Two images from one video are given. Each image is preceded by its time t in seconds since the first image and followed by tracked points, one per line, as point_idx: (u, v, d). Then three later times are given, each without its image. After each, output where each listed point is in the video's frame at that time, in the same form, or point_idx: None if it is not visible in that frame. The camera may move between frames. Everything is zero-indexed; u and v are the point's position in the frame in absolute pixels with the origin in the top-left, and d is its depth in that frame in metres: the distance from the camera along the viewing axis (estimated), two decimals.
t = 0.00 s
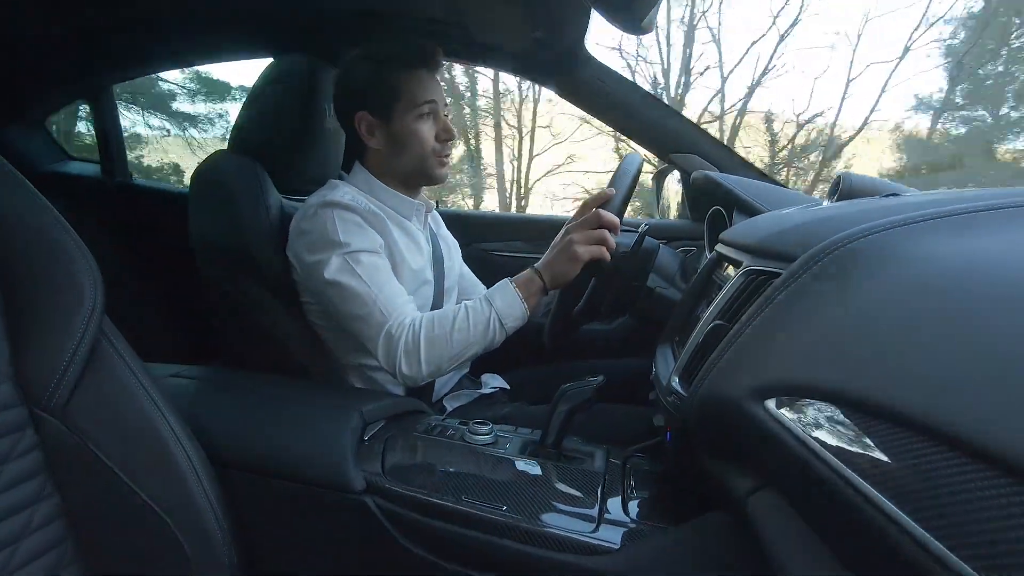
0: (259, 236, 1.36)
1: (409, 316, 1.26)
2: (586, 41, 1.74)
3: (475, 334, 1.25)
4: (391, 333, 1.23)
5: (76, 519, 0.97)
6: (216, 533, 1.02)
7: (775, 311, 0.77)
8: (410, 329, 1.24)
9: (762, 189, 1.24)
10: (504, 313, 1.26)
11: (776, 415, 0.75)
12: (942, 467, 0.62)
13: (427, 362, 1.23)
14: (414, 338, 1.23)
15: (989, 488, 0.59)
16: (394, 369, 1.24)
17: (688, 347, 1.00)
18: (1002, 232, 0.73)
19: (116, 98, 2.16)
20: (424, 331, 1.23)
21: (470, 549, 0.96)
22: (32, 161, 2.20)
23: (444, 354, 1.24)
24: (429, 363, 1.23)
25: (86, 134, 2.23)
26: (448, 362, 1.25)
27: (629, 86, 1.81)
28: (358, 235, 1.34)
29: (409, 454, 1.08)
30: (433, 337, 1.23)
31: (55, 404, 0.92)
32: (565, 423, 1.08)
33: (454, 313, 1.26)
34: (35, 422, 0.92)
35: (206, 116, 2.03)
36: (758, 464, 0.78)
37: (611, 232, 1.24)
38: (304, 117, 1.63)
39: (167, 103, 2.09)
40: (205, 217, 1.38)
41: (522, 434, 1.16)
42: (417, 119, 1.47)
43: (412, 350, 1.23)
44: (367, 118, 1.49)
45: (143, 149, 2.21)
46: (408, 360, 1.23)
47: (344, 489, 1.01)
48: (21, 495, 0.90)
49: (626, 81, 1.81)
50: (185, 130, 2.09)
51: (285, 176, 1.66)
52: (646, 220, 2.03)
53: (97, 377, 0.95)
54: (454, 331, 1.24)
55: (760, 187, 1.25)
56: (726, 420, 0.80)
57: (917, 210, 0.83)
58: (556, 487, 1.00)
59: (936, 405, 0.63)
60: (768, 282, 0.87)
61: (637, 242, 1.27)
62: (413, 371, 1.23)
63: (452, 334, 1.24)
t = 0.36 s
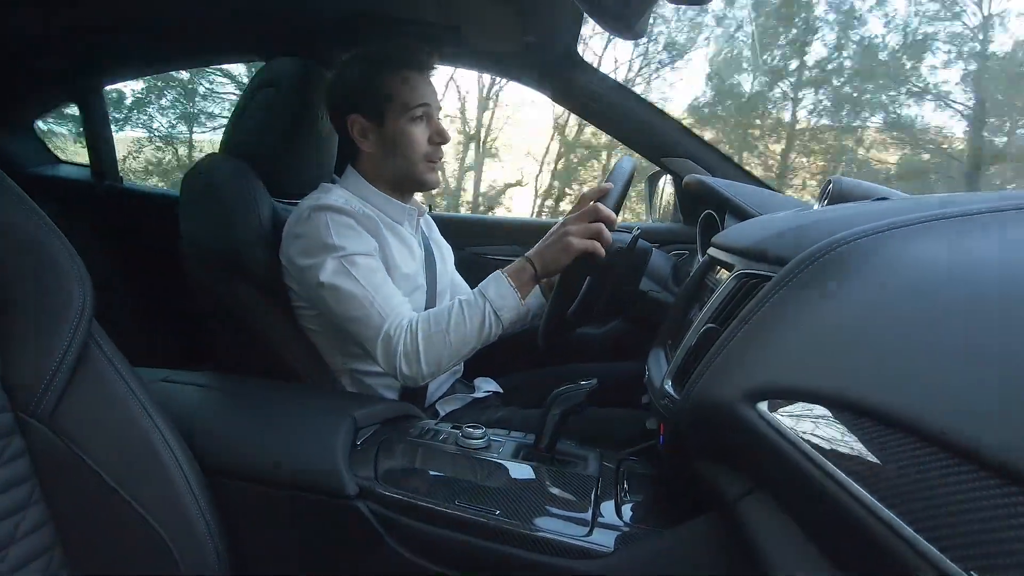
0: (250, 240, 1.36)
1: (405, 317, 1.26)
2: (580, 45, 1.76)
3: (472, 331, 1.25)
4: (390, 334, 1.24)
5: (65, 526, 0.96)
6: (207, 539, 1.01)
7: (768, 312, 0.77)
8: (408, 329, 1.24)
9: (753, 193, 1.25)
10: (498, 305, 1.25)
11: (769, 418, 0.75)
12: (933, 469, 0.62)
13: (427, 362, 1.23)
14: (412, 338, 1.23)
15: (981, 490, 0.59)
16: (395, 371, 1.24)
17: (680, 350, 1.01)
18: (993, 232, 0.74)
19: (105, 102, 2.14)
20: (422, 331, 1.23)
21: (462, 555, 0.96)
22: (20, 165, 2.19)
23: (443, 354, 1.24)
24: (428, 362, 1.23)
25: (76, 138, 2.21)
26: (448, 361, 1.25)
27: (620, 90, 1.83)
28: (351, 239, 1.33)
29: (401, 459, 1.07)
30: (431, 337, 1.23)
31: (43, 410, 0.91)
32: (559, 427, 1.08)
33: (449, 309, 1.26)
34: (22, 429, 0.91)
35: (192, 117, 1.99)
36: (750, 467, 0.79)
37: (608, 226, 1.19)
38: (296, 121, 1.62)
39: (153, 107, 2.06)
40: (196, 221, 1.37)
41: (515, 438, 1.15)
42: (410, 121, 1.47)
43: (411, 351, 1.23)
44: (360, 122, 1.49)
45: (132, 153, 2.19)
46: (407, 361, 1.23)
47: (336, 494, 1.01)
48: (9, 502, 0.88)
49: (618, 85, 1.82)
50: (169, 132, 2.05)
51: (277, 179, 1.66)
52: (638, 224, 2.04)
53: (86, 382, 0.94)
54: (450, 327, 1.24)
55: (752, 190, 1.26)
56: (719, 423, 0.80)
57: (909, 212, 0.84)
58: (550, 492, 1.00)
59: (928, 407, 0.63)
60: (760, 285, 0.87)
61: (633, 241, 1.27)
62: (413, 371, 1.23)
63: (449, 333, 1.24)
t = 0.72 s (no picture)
0: (240, 239, 1.35)
1: (398, 315, 1.25)
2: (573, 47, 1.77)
3: (466, 332, 1.23)
4: (384, 334, 1.23)
5: (52, 528, 0.95)
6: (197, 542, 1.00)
7: (761, 314, 0.78)
8: (401, 329, 1.23)
9: (746, 194, 1.26)
10: (492, 306, 1.24)
11: (760, 419, 0.76)
12: (924, 468, 0.62)
13: (421, 363, 1.22)
14: (406, 338, 1.22)
15: (972, 490, 0.59)
16: (390, 371, 1.24)
17: (672, 351, 1.01)
18: (981, 233, 0.75)
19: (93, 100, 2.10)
20: (415, 331, 1.22)
21: (455, 555, 0.96)
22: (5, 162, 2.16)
23: (437, 354, 1.23)
24: (423, 363, 1.22)
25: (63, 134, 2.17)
26: (443, 360, 1.24)
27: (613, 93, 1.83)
28: (343, 238, 1.33)
29: (393, 459, 1.07)
30: (425, 338, 1.22)
31: (30, 411, 0.90)
32: (551, 427, 1.08)
33: (442, 309, 1.24)
34: (10, 429, 0.90)
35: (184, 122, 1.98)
36: (742, 466, 0.79)
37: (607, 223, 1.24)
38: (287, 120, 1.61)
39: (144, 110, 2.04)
40: (186, 221, 1.36)
41: (507, 439, 1.15)
42: (401, 118, 1.47)
43: (405, 351, 1.22)
44: (352, 120, 1.49)
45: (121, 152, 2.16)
46: (402, 362, 1.22)
47: (328, 495, 1.00)
48: None
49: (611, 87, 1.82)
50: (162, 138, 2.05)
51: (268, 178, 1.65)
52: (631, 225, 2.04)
53: (73, 383, 0.93)
54: (444, 328, 1.23)
55: (745, 191, 1.27)
56: (710, 424, 0.81)
57: (900, 214, 0.85)
58: (542, 492, 1.00)
59: (917, 408, 0.64)
60: (751, 286, 0.88)
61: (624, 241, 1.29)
62: (408, 372, 1.23)
63: (443, 333, 1.23)
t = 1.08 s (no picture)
0: (233, 240, 1.34)
1: (404, 300, 1.26)
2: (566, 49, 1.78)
3: (475, 310, 1.25)
4: (390, 316, 1.23)
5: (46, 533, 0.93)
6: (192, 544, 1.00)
7: (758, 312, 0.78)
8: (408, 311, 1.23)
9: (739, 193, 1.26)
10: (501, 285, 1.26)
11: (754, 416, 0.76)
12: (920, 466, 0.63)
13: (428, 344, 1.23)
14: (412, 320, 1.23)
15: (966, 486, 0.59)
16: (396, 355, 1.23)
17: (668, 350, 1.01)
18: (976, 230, 0.75)
19: (86, 99, 2.10)
20: (423, 312, 1.23)
21: (452, 555, 0.96)
22: None
23: (445, 335, 1.24)
24: (430, 345, 1.23)
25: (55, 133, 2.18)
26: (451, 341, 1.25)
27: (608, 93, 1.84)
28: (336, 233, 1.32)
29: (389, 459, 1.07)
30: (432, 319, 1.23)
31: (23, 415, 0.89)
32: (547, 427, 1.08)
33: (451, 291, 1.26)
34: (2, 435, 0.89)
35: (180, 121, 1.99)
36: (738, 465, 0.79)
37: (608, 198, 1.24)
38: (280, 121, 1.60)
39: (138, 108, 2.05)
40: (179, 223, 1.36)
41: (503, 439, 1.15)
42: (393, 119, 1.47)
43: (412, 333, 1.23)
44: (344, 121, 1.48)
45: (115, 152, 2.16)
46: (409, 344, 1.23)
47: (324, 497, 1.00)
48: None
49: (604, 87, 1.83)
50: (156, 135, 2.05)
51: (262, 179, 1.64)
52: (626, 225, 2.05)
53: (66, 386, 0.92)
54: (452, 309, 1.24)
55: (739, 190, 1.27)
56: (705, 423, 0.81)
57: (895, 212, 0.85)
58: (539, 492, 1.00)
59: (908, 403, 0.64)
60: (746, 285, 0.88)
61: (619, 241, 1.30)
62: (416, 355, 1.23)
63: (450, 314, 1.24)
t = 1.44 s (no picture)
0: (236, 244, 1.34)
1: (405, 299, 1.27)
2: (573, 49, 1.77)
3: (475, 311, 1.25)
4: (389, 314, 1.23)
5: (49, 533, 0.94)
6: (195, 546, 1.00)
7: (758, 313, 0.77)
8: (407, 310, 1.24)
9: (743, 197, 1.26)
10: (504, 289, 1.27)
11: (758, 421, 0.76)
12: (924, 470, 0.63)
13: (426, 343, 1.23)
14: (412, 318, 1.23)
15: (968, 490, 0.60)
16: (393, 352, 1.23)
17: (671, 353, 1.01)
18: (977, 233, 0.74)
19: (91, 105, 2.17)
20: (422, 311, 1.23)
21: (455, 559, 0.96)
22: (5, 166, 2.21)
23: (444, 335, 1.24)
24: (428, 343, 1.23)
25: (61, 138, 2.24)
26: (450, 342, 1.25)
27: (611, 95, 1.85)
28: (339, 234, 1.33)
29: (392, 463, 1.06)
30: (432, 318, 1.23)
31: (26, 416, 0.89)
32: (551, 430, 1.07)
33: (453, 292, 1.26)
34: (5, 435, 0.89)
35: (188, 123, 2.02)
36: (742, 469, 0.79)
37: (609, 201, 1.28)
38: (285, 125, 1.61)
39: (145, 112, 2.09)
40: (184, 225, 1.36)
41: (506, 442, 1.15)
42: (401, 128, 1.47)
43: (410, 331, 1.23)
44: (352, 124, 1.49)
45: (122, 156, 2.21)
46: (407, 343, 1.22)
47: (327, 499, 1.00)
48: None
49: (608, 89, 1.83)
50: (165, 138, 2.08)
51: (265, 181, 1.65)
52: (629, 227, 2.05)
53: (70, 387, 0.92)
54: (453, 308, 1.24)
55: (745, 194, 1.27)
56: (709, 426, 0.81)
57: (895, 215, 0.84)
58: (542, 495, 0.99)
59: (915, 408, 0.63)
60: (749, 288, 0.88)
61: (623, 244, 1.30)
62: (413, 353, 1.23)
63: (450, 313, 1.24)
